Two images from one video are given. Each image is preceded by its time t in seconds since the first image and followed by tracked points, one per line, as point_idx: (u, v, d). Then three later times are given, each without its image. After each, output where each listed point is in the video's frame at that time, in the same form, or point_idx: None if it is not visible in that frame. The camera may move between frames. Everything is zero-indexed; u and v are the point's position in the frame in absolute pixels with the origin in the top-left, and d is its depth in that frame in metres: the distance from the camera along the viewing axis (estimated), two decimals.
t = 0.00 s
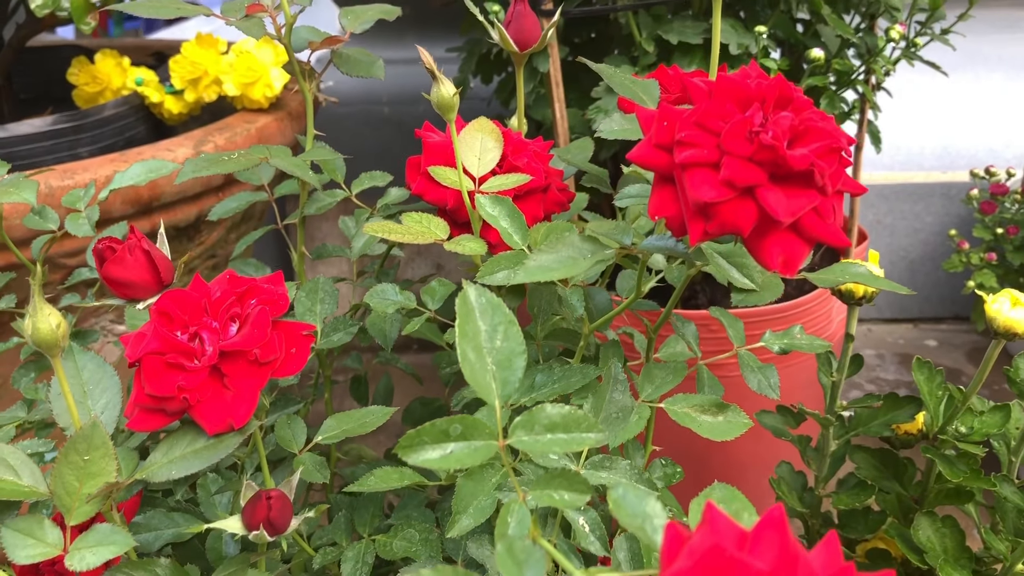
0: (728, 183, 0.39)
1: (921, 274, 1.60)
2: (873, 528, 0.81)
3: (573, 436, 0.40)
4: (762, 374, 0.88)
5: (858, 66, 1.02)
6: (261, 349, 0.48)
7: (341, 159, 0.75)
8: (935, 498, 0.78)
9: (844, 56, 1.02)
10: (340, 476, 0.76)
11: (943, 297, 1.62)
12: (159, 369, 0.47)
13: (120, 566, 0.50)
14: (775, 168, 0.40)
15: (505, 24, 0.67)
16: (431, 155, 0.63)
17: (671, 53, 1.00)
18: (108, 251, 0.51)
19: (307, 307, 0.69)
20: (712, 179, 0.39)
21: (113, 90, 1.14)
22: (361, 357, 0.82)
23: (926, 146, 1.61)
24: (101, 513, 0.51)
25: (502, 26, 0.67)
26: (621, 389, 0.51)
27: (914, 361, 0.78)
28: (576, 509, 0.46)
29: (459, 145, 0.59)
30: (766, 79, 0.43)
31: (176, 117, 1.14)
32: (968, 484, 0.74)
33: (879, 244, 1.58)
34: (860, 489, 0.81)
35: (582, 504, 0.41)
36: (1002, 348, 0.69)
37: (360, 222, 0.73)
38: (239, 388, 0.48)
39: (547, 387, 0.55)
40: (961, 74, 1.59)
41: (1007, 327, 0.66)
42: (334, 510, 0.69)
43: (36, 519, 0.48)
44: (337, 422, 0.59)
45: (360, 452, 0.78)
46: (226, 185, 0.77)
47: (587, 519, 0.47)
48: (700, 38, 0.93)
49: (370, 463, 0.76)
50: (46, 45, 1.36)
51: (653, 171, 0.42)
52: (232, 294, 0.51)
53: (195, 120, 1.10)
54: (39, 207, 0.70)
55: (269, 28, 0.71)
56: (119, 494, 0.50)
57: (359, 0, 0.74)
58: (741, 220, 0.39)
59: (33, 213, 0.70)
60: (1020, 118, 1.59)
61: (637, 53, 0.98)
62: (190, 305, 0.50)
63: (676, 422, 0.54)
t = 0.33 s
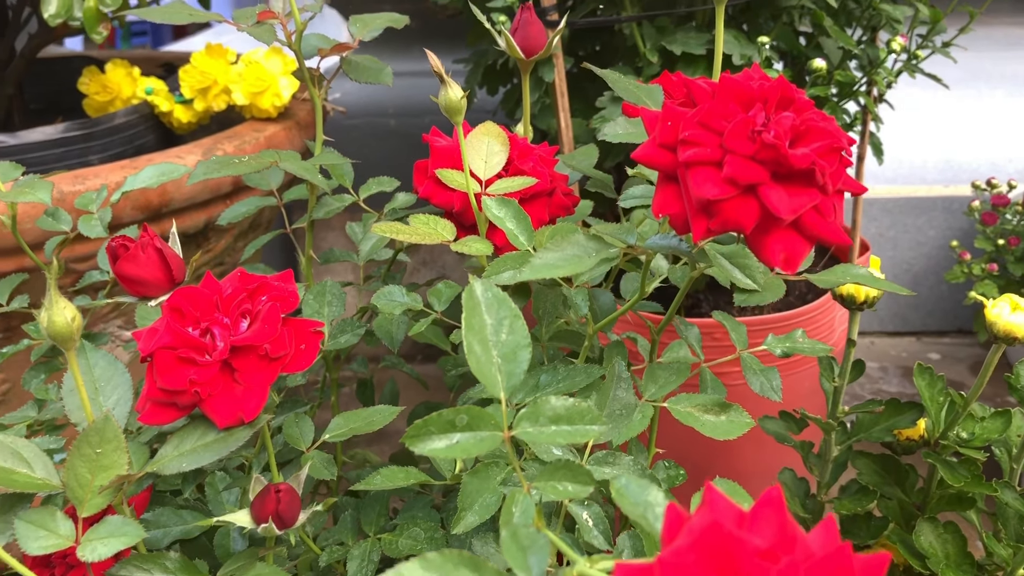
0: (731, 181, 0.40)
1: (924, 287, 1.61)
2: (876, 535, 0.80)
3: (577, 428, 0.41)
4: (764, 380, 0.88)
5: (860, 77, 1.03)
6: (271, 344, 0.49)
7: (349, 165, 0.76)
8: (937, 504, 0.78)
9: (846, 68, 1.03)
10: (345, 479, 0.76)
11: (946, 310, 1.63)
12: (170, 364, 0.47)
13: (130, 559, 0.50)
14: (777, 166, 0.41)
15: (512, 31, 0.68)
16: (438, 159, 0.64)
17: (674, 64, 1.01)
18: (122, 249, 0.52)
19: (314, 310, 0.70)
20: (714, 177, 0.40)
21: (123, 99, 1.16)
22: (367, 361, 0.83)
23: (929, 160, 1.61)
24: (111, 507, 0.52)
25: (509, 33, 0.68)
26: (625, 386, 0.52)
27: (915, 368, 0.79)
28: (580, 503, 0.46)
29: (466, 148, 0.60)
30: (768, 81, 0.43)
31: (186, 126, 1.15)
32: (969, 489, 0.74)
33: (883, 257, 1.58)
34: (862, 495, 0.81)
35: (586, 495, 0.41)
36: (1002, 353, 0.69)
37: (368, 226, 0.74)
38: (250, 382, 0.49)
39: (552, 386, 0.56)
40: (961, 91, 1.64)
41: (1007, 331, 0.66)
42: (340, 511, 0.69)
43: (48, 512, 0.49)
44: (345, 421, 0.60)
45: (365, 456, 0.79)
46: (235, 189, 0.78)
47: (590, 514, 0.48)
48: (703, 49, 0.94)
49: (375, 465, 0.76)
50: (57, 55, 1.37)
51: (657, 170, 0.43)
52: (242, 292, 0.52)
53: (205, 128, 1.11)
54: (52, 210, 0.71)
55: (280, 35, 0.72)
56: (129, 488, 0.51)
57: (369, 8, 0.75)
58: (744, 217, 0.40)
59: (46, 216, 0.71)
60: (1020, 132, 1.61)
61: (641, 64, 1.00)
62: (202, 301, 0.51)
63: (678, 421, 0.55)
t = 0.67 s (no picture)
0: (728, 189, 0.41)
1: (924, 304, 1.62)
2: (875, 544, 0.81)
3: (580, 427, 0.42)
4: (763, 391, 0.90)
5: (858, 95, 1.05)
6: (283, 349, 0.51)
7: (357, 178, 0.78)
8: (935, 513, 0.79)
9: (844, 86, 1.05)
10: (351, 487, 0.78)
11: (946, 326, 1.64)
12: (185, 368, 0.49)
13: (144, 558, 0.52)
14: (773, 175, 0.42)
15: (516, 47, 0.70)
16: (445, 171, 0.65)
17: (675, 81, 1.03)
18: (138, 257, 0.54)
19: (323, 319, 0.72)
20: (713, 185, 0.41)
21: (134, 116, 1.18)
22: (374, 372, 0.84)
23: (928, 177, 1.63)
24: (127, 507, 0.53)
25: (514, 50, 0.70)
26: (626, 391, 0.53)
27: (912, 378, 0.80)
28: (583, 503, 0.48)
29: (472, 161, 0.61)
30: (764, 94, 0.45)
31: (195, 142, 1.17)
32: (967, 497, 0.75)
33: (883, 274, 1.60)
34: (861, 505, 0.82)
35: (588, 493, 0.42)
36: (997, 363, 0.71)
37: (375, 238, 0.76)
38: (262, 386, 0.50)
39: (555, 390, 0.57)
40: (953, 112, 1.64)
41: (1000, 341, 0.68)
42: (346, 517, 0.70)
43: (66, 511, 0.50)
44: (353, 426, 0.61)
45: (371, 464, 0.80)
46: (246, 203, 0.80)
47: (593, 514, 0.49)
48: (703, 67, 0.96)
49: (381, 473, 0.77)
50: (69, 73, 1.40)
51: (657, 178, 0.45)
52: (256, 298, 0.54)
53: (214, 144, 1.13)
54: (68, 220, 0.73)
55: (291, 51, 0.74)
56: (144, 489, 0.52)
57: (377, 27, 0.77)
58: (740, 224, 0.41)
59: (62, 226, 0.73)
60: (1019, 151, 1.62)
61: (642, 81, 1.01)
62: (216, 307, 0.52)
63: (678, 425, 0.56)
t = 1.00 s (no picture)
0: (722, 182, 0.42)
1: (923, 314, 1.62)
2: (873, 546, 0.82)
3: (578, 416, 0.43)
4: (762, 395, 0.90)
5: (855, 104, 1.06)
6: (288, 343, 0.52)
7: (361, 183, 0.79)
8: (933, 514, 0.80)
9: (841, 95, 1.07)
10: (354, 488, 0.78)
11: (945, 336, 1.64)
12: (192, 362, 0.50)
13: (150, 550, 0.52)
14: (765, 169, 0.43)
15: (517, 53, 0.71)
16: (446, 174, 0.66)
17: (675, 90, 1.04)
18: (147, 255, 0.55)
19: (326, 320, 0.73)
20: (706, 179, 0.43)
21: (140, 126, 1.19)
22: (377, 375, 0.85)
23: (925, 189, 1.64)
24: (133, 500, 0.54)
25: (515, 56, 0.71)
26: (625, 385, 0.54)
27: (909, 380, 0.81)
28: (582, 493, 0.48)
29: (473, 163, 0.62)
30: (757, 91, 0.46)
31: (200, 151, 1.18)
32: (963, 498, 0.76)
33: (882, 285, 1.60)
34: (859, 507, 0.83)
35: (587, 480, 0.43)
36: (992, 363, 0.72)
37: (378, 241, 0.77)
38: (268, 380, 0.51)
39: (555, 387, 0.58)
40: (946, 129, 1.66)
41: (994, 341, 0.69)
42: (349, 516, 0.71)
43: (74, 503, 0.51)
44: (356, 423, 0.62)
45: (373, 466, 0.81)
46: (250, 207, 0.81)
47: (592, 505, 0.50)
48: (702, 76, 0.98)
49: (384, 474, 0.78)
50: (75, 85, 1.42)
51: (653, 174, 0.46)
52: (261, 294, 0.55)
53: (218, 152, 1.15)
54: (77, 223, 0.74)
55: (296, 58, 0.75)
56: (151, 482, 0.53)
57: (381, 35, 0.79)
58: (733, 217, 0.43)
59: (70, 229, 0.74)
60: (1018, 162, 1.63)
61: (641, 90, 1.03)
62: (222, 303, 0.53)
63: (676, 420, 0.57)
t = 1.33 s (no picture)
0: (721, 164, 0.43)
1: (925, 317, 1.63)
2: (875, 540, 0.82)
3: (579, 391, 0.44)
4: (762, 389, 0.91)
5: (854, 105, 1.07)
6: (295, 325, 0.53)
7: (366, 177, 0.81)
8: (932, 507, 0.80)
9: (841, 95, 1.08)
10: (360, 478, 0.79)
11: (947, 339, 1.64)
12: (202, 343, 0.51)
13: (159, 529, 0.53)
14: (763, 152, 0.44)
15: (520, 49, 0.72)
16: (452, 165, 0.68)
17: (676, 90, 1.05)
18: (157, 241, 0.56)
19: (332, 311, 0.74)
20: (705, 160, 0.44)
21: (148, 126, 1.21)
22: (381, 368, 0.86)
23: (927, 193, 1.65)
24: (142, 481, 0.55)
25: (518, 52, 0.73)
26: (625, 367, 0.55)
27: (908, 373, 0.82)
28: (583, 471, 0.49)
29: (478, 154, 0.64)
30: (755, 77, 0.47)
31: (207, 152, 1.20)
32: (962, 489, 0.77)
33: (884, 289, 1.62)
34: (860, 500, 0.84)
35: (587, 454, 0.44)
36: (989, 353, 0.73)
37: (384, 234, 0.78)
38: (275, 362, 0.52)
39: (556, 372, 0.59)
40: (947, 135, 1.67)
41: (991, 331, 0.70)
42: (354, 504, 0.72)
43: (84, 482, 0.52)
44: (361, 409, 0.63)
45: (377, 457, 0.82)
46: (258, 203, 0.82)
47: (593, 484, 0.51)
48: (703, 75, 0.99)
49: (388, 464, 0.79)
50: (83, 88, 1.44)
51: (654, 158, 0.47)
52: (269, 279, 0.56)
53: (225, 152, 1.16)
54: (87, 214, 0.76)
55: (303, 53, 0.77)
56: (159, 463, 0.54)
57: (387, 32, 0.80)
58: (732, 198, 0.43)
59: (80, 219, 0.76)
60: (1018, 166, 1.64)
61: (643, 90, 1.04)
62: (230, 287, 0.54)
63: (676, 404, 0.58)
